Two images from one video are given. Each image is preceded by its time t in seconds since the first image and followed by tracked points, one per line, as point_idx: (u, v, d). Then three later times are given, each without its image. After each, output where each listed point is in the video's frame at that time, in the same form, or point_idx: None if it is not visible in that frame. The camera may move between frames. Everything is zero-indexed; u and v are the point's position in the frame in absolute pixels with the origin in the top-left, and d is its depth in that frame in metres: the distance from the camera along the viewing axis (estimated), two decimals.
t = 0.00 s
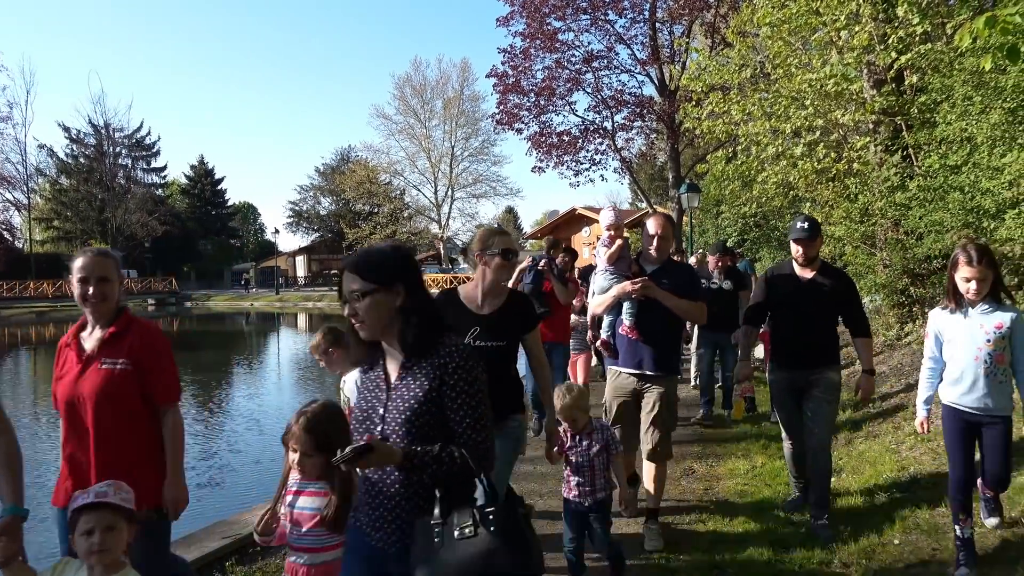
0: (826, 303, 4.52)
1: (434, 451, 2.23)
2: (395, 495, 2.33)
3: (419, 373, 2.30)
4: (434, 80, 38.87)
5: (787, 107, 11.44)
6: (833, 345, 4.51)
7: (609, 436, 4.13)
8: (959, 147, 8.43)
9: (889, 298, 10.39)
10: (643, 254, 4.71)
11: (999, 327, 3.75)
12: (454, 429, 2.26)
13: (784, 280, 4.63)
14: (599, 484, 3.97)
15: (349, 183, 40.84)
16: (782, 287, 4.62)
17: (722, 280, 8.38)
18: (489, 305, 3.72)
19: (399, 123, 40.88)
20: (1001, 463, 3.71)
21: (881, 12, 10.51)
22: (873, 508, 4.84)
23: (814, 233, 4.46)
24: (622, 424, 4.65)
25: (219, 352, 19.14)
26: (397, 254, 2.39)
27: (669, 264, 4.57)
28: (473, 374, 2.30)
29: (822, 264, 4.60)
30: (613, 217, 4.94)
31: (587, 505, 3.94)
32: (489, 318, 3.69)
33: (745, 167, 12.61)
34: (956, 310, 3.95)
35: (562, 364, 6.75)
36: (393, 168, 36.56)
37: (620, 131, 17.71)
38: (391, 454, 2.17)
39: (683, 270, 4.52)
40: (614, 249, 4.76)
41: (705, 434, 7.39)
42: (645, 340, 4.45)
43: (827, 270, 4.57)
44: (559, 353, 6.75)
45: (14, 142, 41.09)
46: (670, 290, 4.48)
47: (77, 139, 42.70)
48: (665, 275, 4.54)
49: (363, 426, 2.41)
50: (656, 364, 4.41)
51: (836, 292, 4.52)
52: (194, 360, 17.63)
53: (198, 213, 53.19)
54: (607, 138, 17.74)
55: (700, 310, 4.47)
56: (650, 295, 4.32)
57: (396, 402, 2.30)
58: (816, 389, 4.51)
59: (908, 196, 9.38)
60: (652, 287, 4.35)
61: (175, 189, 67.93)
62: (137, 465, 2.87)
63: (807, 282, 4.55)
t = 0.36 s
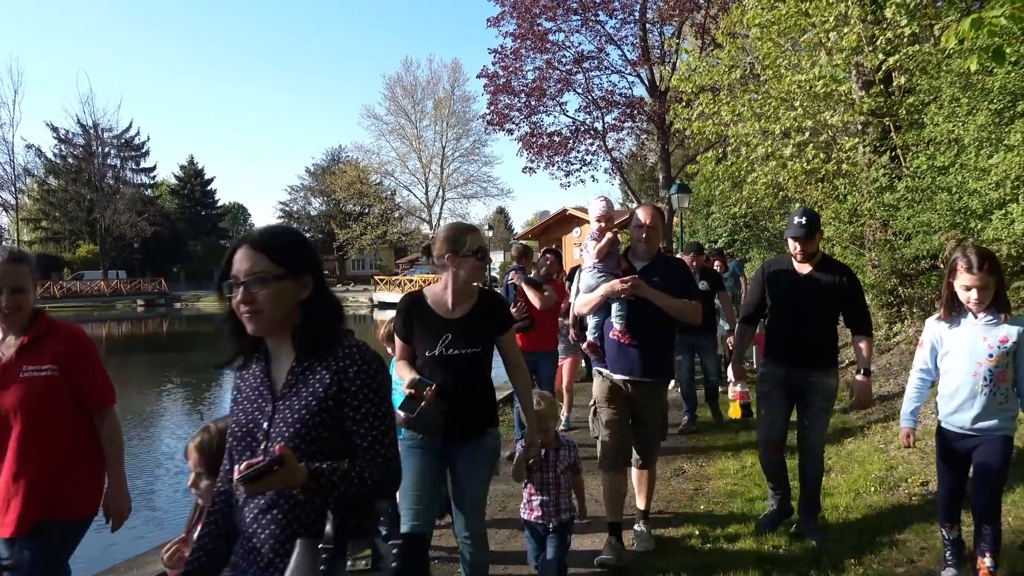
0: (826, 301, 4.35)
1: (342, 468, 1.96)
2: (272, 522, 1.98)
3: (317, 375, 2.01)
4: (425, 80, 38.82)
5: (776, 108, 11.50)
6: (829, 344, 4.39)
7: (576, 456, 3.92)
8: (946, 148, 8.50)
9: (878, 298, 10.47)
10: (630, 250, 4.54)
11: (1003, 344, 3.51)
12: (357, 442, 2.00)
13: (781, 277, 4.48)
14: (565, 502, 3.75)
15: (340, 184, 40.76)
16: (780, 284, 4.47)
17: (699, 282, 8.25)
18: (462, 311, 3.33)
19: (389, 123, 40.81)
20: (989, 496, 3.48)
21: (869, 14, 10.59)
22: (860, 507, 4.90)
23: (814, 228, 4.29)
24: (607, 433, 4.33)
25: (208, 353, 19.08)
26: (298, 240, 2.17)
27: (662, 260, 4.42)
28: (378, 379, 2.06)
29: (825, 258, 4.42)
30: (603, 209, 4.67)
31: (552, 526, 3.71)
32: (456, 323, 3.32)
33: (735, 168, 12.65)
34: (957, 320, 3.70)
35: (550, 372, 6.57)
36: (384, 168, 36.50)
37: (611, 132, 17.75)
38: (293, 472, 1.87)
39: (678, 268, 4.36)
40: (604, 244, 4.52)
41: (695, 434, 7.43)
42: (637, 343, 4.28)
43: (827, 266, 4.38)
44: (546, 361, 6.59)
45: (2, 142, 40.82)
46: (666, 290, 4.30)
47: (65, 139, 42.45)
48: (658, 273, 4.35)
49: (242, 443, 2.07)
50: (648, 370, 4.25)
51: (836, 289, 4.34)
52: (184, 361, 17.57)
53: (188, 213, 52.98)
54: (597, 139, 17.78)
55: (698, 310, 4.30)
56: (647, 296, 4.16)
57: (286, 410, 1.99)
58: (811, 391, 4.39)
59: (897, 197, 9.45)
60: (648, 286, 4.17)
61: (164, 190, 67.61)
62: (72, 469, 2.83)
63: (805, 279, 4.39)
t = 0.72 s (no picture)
0: (804, 308, 4.17)
1: (175, 538, 1.59)
2: None
3: (165, 413, 1.64)
4: (415, 83, 38.81)
5: (765, 111, 11.56)
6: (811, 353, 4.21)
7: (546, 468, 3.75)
8: (933, 151, 8.56)
9: (866, 300, 10.54)
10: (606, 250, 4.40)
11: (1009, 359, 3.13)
12: (202, 503, 1.62)
13: (757, 284, 4.30)
14: (535, 523, 3.64)
15: (329, 186, 40.68)
16: (756, 292, 4.30)
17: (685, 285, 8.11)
18: (404, 314, 3.13)
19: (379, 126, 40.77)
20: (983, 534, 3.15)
21: (856, 17, 10.72)
22: (847, 509, 4.92)
23: (786, 232, 4.12)
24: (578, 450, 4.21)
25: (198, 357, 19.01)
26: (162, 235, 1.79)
27: (641, 262, 4.18)
28: (242, 425, 1.68)
29: (800, 264, 4.25)
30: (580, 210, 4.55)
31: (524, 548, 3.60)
32: (403, 332, 3.08)
33: (724, 170, 12.69)
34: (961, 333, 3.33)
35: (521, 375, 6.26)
36: (374, 171, 36.43)
37: (600, 135, 17.78)
38: (100, 539, 1.52)
39: (657, 270, 4.13)
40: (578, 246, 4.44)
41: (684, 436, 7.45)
42: (615, 351, 4.08)
43: (803, 271, 4.21)
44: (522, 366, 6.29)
45: None
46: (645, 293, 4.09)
47: (52, 141, 42.17)
48: (636, 275, 4.14)
49: (68, 491, 1.72)
50: (628, 382, 4.02)
51: (815, 295, 4.17)
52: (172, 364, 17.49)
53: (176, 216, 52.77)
54: (587, 142, 17.81)
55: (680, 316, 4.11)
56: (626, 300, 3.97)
57: (124, 455, 1.63)
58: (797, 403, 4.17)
59: (884, 199, 9.54)
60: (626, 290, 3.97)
61: (153, 192, 67.29)
62: None
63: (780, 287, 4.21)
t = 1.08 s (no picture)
0: (784, 306, 4.02)
1: None
2: None
3: None
4: (411, 83, 38.78)
5: (760, 111, 11.57)
6: (792, 352, 4.06)
7: (535, 493, 3.63)
8: (928, 150, 8.59)
9: (861, 299, 10.57)
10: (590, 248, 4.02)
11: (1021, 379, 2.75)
12: None
13: (733, 282, 4.14)
14: (518, 553, 3.58)
15: (326, 187, 40.63)
16: (732, 290, 4.14)
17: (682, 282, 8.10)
18: (355, 328, 2.86)
19: (375, 126, 40.72)
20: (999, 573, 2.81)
21: (851, 17, 10.75)
22: (843, 507, 4.92)
23: (759, 226, 3.98)
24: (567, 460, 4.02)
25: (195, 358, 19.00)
26: None
27: (627, 265, 3.88)
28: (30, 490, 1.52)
29: (777, 260, 4.11)
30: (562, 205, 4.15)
31: None
32: (360, 348, 2.82)
33: (720, 170, 12.68)
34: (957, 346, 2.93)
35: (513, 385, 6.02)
36: (370, 171, 36.38)
37: (596, 135, 17.78)
38: None
39: (646, 275, 3.82)
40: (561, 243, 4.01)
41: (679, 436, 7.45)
42: (594, 360, 3.80)
43: (780, 267, 4.07)
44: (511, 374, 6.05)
45: None
46: (631, 300, 3.78)
47: (47, 141, 42.08)
48: (621, 279, 3.82)
49: None
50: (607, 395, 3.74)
51: (794, 292, 4.02)
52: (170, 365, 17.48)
53: (172, 216, 52.67)
54: (583, 142, 17.81)
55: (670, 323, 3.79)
56: (609, 306, 3.67)
57: None
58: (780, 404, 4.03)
59: (879, 199, 9.56)
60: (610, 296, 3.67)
61: (149, 192, 67.17)
62: None
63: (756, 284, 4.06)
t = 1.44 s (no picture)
0: (784, 315, 3.84)
1: None
2: None
3: None
4: (409, 82, 38.75)
5: (758, 112, 11.58)
6: (787, 365, 3.88)
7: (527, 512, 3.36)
8: (925, 152, 8.61)
9: (858, 300, 10.59)
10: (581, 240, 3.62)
11: None
12: None
13: (731, 285, 3.97)
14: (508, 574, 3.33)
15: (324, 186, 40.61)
16: (730, 294, 3.97)
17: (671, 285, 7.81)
18: (313, 323, 2.36)
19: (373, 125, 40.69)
20: None
21: (849, 19, 10.78)
22: (840, 508, 4.93)
23: (763, 230, 3.87)
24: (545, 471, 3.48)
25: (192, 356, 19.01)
26: None
27: (616, 259, 3.48)
28: None
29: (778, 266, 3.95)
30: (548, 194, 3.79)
31: None
32: (315, 345, 2.31)
33: (718, 171, 12.70)
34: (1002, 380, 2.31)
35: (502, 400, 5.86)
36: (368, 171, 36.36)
37: (594, 135, 17.78)
38: None
39: (635, 271, 3.42)
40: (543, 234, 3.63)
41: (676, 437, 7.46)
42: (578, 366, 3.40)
43: (782, 274, 3.91)
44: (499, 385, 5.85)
45: None
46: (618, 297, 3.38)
47: (44, 139, 42.04)
48: (608, 274, 3.44)
49: None
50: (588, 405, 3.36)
51: (795, 301, 3.85)
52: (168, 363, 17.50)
53: (169, 215, 52.62)
54: (581, 142, 17.82)
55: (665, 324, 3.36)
56: (593, 305, 3.29)
57: None
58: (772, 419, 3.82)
59: (877, 200, 9.57)
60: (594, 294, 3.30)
61: (147, 190, 67.08)
62: None
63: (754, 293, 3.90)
